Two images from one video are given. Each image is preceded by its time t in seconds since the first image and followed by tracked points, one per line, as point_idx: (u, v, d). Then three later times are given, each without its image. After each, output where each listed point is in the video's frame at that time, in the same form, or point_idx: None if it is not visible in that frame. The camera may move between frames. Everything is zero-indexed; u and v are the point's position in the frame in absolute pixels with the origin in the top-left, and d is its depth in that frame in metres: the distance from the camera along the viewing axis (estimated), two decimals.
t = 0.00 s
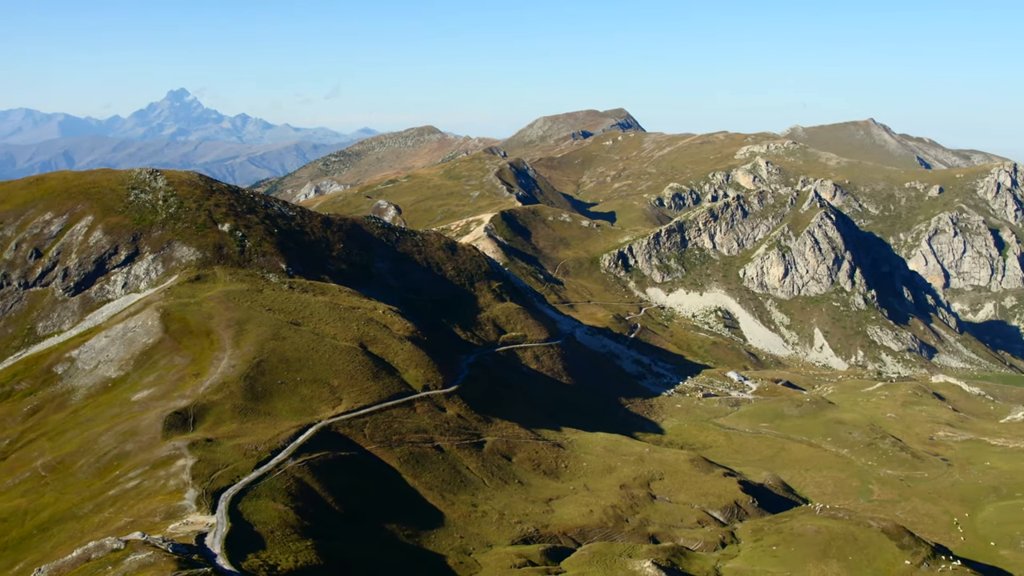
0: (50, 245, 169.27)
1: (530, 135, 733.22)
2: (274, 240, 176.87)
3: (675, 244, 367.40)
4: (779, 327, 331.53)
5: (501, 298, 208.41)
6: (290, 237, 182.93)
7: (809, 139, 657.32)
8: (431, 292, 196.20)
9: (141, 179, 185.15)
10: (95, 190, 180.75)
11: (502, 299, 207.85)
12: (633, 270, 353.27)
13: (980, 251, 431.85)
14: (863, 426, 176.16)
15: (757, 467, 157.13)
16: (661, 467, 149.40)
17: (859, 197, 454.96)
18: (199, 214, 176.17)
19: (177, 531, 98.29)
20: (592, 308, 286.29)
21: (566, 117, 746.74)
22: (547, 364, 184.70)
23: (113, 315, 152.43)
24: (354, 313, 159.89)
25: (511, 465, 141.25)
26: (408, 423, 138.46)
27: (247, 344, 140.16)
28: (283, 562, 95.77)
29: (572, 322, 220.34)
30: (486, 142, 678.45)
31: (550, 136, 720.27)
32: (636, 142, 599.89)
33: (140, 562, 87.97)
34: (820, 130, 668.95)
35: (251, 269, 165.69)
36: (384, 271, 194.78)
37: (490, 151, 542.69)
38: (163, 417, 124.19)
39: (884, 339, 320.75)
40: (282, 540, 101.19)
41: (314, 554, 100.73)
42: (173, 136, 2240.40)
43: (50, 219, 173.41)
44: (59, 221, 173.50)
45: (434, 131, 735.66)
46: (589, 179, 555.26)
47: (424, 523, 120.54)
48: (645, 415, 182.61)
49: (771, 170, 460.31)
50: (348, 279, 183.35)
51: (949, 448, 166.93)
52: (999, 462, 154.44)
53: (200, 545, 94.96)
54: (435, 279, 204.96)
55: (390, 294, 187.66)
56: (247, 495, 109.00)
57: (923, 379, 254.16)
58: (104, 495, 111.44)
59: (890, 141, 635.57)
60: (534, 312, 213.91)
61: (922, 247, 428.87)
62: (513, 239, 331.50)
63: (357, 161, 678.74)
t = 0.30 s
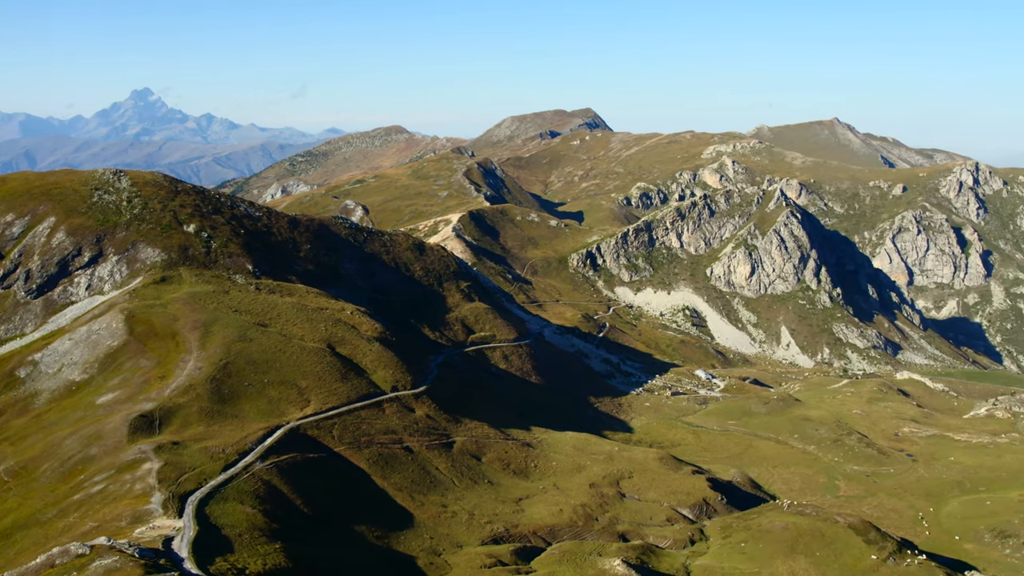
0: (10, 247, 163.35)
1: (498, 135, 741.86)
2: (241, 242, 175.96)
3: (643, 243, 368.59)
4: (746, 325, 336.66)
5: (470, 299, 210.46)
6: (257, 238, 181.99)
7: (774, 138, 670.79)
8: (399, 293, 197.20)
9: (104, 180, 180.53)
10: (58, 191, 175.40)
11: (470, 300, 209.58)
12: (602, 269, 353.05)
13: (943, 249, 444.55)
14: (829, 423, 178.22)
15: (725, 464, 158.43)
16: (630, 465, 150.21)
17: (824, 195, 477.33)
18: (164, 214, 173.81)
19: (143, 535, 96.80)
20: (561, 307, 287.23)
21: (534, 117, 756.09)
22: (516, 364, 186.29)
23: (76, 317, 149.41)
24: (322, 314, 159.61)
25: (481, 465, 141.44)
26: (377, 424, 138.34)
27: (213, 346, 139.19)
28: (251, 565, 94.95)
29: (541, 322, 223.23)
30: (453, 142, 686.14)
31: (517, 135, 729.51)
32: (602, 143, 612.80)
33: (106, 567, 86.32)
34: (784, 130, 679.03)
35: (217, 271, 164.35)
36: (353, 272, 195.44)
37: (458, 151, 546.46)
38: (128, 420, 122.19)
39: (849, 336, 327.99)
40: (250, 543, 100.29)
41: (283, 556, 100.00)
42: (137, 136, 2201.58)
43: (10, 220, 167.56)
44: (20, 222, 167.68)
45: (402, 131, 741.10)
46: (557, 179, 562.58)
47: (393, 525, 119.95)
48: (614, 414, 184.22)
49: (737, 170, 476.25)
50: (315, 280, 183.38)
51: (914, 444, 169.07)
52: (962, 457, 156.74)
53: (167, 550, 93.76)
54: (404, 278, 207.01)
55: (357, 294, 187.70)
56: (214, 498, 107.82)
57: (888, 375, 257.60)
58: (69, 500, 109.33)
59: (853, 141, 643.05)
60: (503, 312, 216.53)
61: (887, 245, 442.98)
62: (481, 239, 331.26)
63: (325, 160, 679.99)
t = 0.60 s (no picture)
0: None
1: (465, 134, 745.66)
2: (206, 243, 174.54)
3: (611, 243, 369.71)
4: (714, 324, 339.56)
5: (438, 299, 212.07)
6: (223, 239, 180.59)
7: (741, 138, 676.02)
8: (367, 294, 197.84)
9: (67, 181, 176.12)
10: (19, 192, 171.22)
11: (439, 300, 211.31)
12: (570, 268, 355.12)
13: (907, 247, 457.69)
14: (796, 420, 180.32)
15: (694, 462, 159.76)
16: (599, 464, 150.90)
17: (790, 195, 487.84)
18: (128, 215, 171.30)
19: (108, 540, 95.04)
20: (529, 307, 287.82)
21: (501, 116, 760.63)
22: (485, 364, 187.40)
23: (39, 319, 146.69)
24: (289, 315, 159.01)
25: (450, 465, 141.49)
26: (345, 425, 138.05)
27: (179, 348, 138.00)
28: (218, 569, 93.97)
29: (510, 321, 225.28)
30: (421, 142, 691.04)
31: (485, 134, 732.93)
32: (570, 142, 618.95)
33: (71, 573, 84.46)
34: (750, 130, 686.74)
35: (182, 272, 162.69)
36: (320, 272, 195.49)
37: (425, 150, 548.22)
38: (93, 424, 119.99)
39: (816, 334, 333.32)
40: (218, 546, 99.26)
41: (251, 559, 99.07)
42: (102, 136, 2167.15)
43: None
44: None
45: (369, 131, 742.57)
46: (525, 179, 565.69)
47: (363, 527, 119.13)
48: (583, 412, 185.70)
49: (704, 169, 486.03)
50: (282, 280, 182.86)
51: (879, 440, 171.42)
52: (926, 452, 159.16)
53: (133, 555, 92.42)
54: (371, 279, 207.62)
55: (324, 296, 187.64)
56: (181, 502, 106.52)
57: (854, 372, 261.43)
58: (32, 505, 106.34)
59: (819, 140, 648.34)
60: (473, 312, 218.52)
61: (852, 244, 457.58)
62: (449, 239, 331.80)
63: (291, 161, 676.53)
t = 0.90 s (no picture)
0: None
1: (433, 134, 749.20)
2: (172, 244, 173.02)
3: (580, 242, 375.01)
4: (682, 322, 347.47)
5: (406, 299, 214.16)
6: (189, 240, 179.22)
7: (707, 137, 687.90)
8: (335, 295, 198.82)
9: (28, 181, 172.38)
10: None
11: (407, 300, 213.48)
12: (538, 268, 357.09)
13: (871, 245, 466.36)
14: (763, 417, 182.50)
15: (663, 460, 160.74)
16: (569, 463, 151.53)
17: (756, 194, 501.48)
18: (92, 217, 168.60)
19: (73, 545, 93.24)
20: (497, 307, 289.03)
21: (468, 116, 766.63)
22: (454, 364, 188.55)
23: None
24: (256, 316, 158.53)
25: (420, 466, 141.43)
26: (314, 427, 137.65)
27: (144, 351, 136.80)
28: (186, 573, 92.86)
29: (478, 322, 228.46)
30: (388, 142, 697.18)
31: (451, 134, 736.45)
32: (537, 142, 623.43)
33: None
34: (717, 130, 699.63)
35: (147, 274, 161.03)
36: (286, 273, 195.60)
37: (391, 151, 552.42)
38: (56, 428, 117.67)
39: (782, 332, 341.67)
40: (185, 550, 98.06)
41: (218, 562, 98.16)
42: (67, 135, 2135.68)
43: None
44: None
45: (337, 131, 746.66)
46: (493, 179, 567.99)
47: (332, 529, 118.43)
48: (553, 412, 187.69)
49: (671, 168, 490.69)
50: (248, 281, 182.26)
51: (846, 437, 173.51)
52: (892, 448, 161.21)
53: (99, 560, 90.98)
54: (338, 279, 208.32)
55: (291, 297, 187.75)
56: (148, 506, 105.20)
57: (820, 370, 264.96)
58: None
59: (784, 140, 664.96)
60: (441, 312, 221.04)
61: (817, 242, 466.13)
62: (417, 239, 333.40)
63: (257, 161, 674.27)
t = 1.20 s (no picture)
0: None
1: (401, 134, 752.07)
2: (137, 246, 170.86)
3: (548, 242, 377.15)
4: (650, 321, 349.33)
5: (373, 299, 216.19)
6: (154, 241, 177.24)
7: (674, 137, 701.50)
8: (302, 296, 199.14)
9: None
10: None
11: (374, 300, 215.57)
12: (507, 267, 361.42)
13: (837, 244, 478.40)
14: (731, 415, 184.93)
15: (632, 459, 162.19)
16: (538, 463, 152.20)
17: (723, 192, 516.20)
18: (54, 218, 165.04)
19: (37, 551, 91.89)
20: (466, 307, 290.25)
21: (436, 116, 772.16)
22: (422, 364, 189.97)
23: None
24: (223, 318, 157.79)
25: (389, 467, 141.37)
26: (282, 429, 137.11)
27: (108, 354, 135.13)
28: None
29: (447, 323, 231.72)
30: (356, 142, 701.07)
31: (419, 134, 740.40)
32: (505, 141, 627.59)
33: None
34: (684, 129, 714.54)
35: (111, 276, 158.79)
36: (253, 274, 194.98)
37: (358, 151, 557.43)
38: (18, 432, 115.23)
39: (749, 330, 344.73)
40: (152, 555, 96.78)
41: (186, 566, 97.18)
42: (30, 135, 2104.99)
43: None
44: None
45: (303, 131, 749.32)
46: (461, 178, 568.25)
47: (301, 531, 117.59)
48: (522, 411, 190.51)
49: (638, 168, 492.48)
50: (215, 283, 181.25)
51: (812, 433, 175.64)
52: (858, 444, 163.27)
53: (64, 565, 89.89)
54: (305, 280, 208.16)
55: (257, 297, 187.38)
56: (114, 510, 103.87)
57: (787, 367, 268.43)
58: None
59: (750, 140, 676.69)
60: (410, 312, 223.17)
61: (784, 241, 479.80)
62: (385, 239, 334.47)
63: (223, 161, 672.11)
